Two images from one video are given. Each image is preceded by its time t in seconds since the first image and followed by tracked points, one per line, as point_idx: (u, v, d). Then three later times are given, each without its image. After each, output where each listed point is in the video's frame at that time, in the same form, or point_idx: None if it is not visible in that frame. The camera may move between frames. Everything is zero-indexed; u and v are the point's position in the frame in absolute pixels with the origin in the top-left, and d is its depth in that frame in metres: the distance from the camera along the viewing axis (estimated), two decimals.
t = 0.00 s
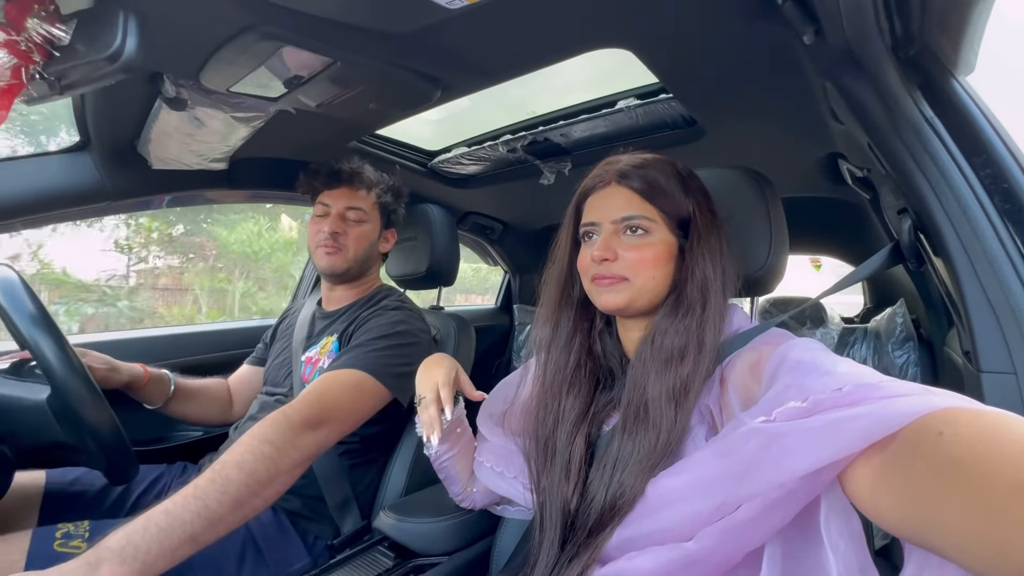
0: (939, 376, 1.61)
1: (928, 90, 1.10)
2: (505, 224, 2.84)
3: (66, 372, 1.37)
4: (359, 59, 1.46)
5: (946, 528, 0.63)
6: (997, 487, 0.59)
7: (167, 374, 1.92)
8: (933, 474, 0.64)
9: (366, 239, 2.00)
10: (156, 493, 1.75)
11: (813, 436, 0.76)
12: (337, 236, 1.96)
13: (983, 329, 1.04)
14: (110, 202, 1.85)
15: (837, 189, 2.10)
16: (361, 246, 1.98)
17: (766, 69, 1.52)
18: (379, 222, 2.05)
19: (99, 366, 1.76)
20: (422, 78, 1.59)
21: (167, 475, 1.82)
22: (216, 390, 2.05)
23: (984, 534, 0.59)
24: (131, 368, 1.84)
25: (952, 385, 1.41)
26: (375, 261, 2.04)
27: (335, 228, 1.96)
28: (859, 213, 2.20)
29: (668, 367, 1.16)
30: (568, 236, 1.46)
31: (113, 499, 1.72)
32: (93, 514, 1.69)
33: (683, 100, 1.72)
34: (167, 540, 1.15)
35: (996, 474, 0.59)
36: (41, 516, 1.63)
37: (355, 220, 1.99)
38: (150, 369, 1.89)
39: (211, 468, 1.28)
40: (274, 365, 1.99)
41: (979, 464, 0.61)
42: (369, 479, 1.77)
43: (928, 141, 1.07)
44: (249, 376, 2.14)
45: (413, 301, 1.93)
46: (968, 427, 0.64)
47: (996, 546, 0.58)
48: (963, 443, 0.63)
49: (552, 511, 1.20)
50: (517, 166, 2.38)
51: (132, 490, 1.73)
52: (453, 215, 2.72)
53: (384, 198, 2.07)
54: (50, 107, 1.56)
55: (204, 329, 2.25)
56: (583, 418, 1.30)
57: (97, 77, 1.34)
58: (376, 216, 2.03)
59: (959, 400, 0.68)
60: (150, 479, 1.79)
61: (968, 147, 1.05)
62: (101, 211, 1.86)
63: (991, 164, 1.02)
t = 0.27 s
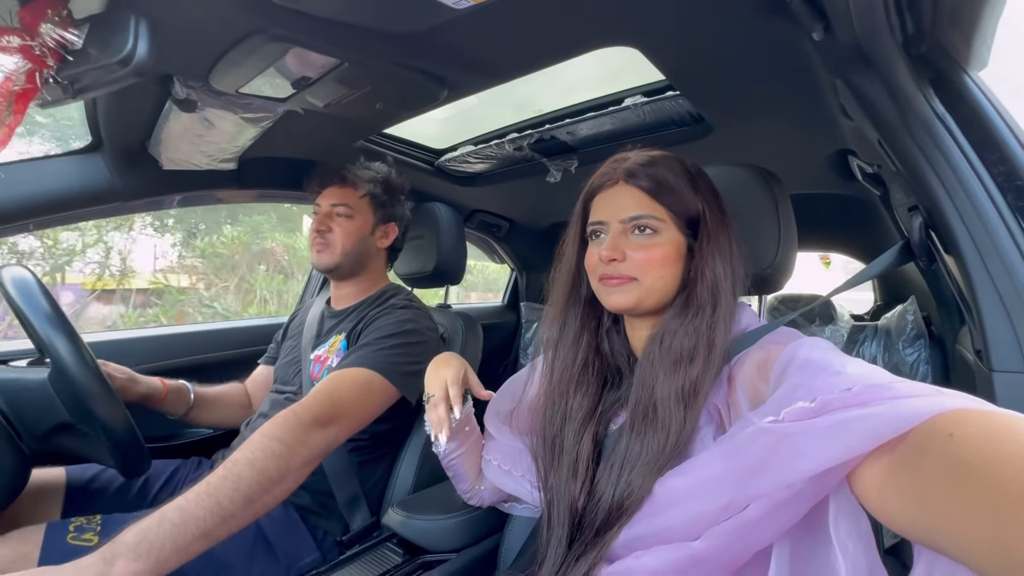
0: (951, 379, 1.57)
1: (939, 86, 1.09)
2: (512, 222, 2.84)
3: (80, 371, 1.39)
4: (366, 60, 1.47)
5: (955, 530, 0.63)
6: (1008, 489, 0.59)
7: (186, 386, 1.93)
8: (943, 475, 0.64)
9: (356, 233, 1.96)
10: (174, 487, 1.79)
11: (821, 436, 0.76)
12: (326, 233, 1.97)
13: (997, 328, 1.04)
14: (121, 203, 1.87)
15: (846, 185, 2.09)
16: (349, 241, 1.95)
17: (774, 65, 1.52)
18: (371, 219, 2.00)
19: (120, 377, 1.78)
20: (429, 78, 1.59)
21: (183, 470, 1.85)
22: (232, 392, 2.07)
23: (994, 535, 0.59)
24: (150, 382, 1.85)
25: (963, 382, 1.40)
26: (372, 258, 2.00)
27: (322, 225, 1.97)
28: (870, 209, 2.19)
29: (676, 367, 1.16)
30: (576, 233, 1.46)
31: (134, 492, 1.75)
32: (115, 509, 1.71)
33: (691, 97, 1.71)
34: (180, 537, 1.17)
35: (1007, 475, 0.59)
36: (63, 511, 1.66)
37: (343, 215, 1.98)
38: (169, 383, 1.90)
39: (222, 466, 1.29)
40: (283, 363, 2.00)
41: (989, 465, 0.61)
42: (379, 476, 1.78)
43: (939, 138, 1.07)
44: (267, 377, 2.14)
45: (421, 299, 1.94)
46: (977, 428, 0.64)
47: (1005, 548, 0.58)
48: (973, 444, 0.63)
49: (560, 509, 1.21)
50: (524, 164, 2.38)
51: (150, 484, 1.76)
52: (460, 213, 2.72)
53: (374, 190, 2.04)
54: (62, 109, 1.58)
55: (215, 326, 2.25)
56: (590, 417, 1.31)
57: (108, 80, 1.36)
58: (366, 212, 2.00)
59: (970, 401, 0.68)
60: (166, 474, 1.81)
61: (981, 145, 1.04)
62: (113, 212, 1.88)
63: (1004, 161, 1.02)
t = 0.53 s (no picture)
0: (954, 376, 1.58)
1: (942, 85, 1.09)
2: (515, 223, 2.85)
3: (86, 371, 1.40)
4: (370, 61, 1.47)
5: (960, 530, 0.63)
6: (1013, 489, 0.59)
7: (192, 397, 1.93)
8: (948, 476, 0.64)
9: (364, 235, 1.98)
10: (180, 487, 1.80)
11: (824, 436, 0.76)
12: (334, 234, 1.97)
13: (1003, 328, 1.04)
14: (127, 204, 1.88)
15: (850, 185, 2.09)
16: (357, 243, 1.97)
17: (777, 65, 1.52)
18: (379, 221, 2.02)
19: (130, 387, 1.79)
20: (432, 79, 1.60)
21: (188, 470, 1.86)
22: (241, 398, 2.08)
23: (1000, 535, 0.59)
24: (158, 394, 1.86)
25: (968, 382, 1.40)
26: (379, 260, 2.02)
27: (329, 226, 1.98)
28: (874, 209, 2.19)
29: (680, 367, 1.16)
30: (580, 232, 1.47)
31: (139, 492, 1.76)
32: (119, 510, 1.72)
33: (693, 97, 1.72)
34: (185, 536, 1.17)
35: (1011, 475, 0.59)
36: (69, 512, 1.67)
37: (351, 217, 1.98)
38: (177, 395, 1.91)
39: (227, 465, 1.30)
40: (287, 363, 2.01)
41: (993, 465, 0.61)
42: (382, 476, 1.78)
43: (943, 138, 1.07)
44: (272, 377, 2.14)
45: (425, 300, 1.95)
46: (981, 428, 0.64)
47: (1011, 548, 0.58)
48: (977, 444, 0.63)
49: (563, 509, 1.21)
50: (527, 165, 2.39)
51: (156, 484, 1.77)
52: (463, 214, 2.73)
53: (383, 193, 2.05)
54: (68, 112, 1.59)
55: (221, 327, 2.25)
56: (594, 417, 1.31)
57: (113, 83, 1.36)
58: (375, 214, 2.01)
59: (974, 401, 0.68)
60: (171, 474, 1.82)
61: (987, 144, 1.04)
62: (118, 213, 1.89)
63: (1009, 160, 1.02)
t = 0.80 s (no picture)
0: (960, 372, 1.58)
1: (947, 79, 1.10)
2: (518, 223, 2.85)
3: (94, 369, 1.41)
4: (374, 61, 1.48)
5: (967, 528, 0.63)
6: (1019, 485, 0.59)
7: (202, 401, 1.95)
8: (954, 473, 0.64)
9: (392, 240, 2.03)
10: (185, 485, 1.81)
11: (828, 434, 0.76)
12: (362, 236, 1.99)
13: (1010, 325, 1.04)
14: (134, 204, 1.89)
15: (855, 183, 2.09)
16: (386, 248, 2.01)
17: (782, 63, 1.52)
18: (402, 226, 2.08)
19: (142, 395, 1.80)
20: (436, 78, 1.60)
21: (192, 468, 1.86)
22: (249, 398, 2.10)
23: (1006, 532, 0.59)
24: (169, 401, 1.87)
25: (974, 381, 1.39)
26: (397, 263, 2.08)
27: (360, 228, 1.99)
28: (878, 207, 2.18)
29: (684, 366, 1.16)
30: (584, 231, 1.47)
31: (144, 489, 1.77)
32: (125, 508, 1.73)
33: (698, 95, 1.72)
34: (191, 534, 1.18)
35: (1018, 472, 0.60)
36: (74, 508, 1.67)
37: (380, 221, 2.01)
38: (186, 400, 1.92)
39: (233, 464, 1.31)
40: (293, 362, 2.02)
41: (1001, 462, 0.61)
42: (386, 475, 1.79)
43: (949, 135, 1.07)
44: (278, 376, 2.15)
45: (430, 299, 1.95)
46: (987, 425, 0.64)
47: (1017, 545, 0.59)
48: (984, 441, 0.63)
49: (567, 507, 1.21)
50: (531, 164, 2.39)
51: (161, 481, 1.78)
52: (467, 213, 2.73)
53: (408, 202, 2.10)
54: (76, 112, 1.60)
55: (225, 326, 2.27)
56: (598, 416, 1.31)
57: (122, 83, 1.38)
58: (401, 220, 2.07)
59: (980, 399, 0.68)
60: (176, 471, 1.84)
61: (994, 141, 1.04)
62: (125, 213, 1.90)
63: (1015, 157, 1.02)
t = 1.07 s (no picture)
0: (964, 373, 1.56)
1: (952, 77, 1.10)
2: (521, 222, 2.85)
3: (98, 368, 1.42)
4: (377, 60, 1.48)
5: (973, 527, 0.63)
6: None
7: (207, 400, 1.96)
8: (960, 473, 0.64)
9: (401, 240, 2.05)
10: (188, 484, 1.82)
11: (832, 434, 0.76)
12: (372, 235, 2.00)
13: (1015, 326, 1.04)
14: (138, 203, 1.89)
15: (858, 183, 2.08)
16: (395, 247, 2.03)
17: (785, 62, 1.52)
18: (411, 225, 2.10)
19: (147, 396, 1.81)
20: (439, 78, 1.60)
21: (195, 467, 1.87)
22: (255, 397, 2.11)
23: (1014, 532, 0.59)
24: (174, 401, 1.87)
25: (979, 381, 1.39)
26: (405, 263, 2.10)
27: (371, 227, 2.00)
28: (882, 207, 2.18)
29: (687, 365, 1.16)
30: (586, 230, 1.47)
31: (146, 488, 1.78)
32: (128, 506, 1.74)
33: (701, 94, 1.71)
34: (195, 532, 1.18)
35: None
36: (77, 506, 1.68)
37: (390, 221, 2.03)
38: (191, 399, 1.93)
39: (237, 462, 1.31)
40: (296, 361, 2.02)
41: (1007, 462, 0.61)
42: (389, 474, 1.79)
43: (954, 134, 1.06)
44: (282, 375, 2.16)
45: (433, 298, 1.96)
46: (993, 424, 0.64)
47: None
48: (990, 440, 0.63)
49: (569, 507, 1.21)
50: (533, 163, 2.39)
51: (163, 480, 1.79)
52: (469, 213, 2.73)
53: (418, 203, 2.12)
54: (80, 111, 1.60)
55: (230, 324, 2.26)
56: (600, 416, 1.31)
57: (127, 82, 1.37)
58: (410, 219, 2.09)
59: (986, 398, 0.68)
60: (179, 470, 1.84)
61: (1001, 140, 1.04)
62: (129, 212, 1.90)
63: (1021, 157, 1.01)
